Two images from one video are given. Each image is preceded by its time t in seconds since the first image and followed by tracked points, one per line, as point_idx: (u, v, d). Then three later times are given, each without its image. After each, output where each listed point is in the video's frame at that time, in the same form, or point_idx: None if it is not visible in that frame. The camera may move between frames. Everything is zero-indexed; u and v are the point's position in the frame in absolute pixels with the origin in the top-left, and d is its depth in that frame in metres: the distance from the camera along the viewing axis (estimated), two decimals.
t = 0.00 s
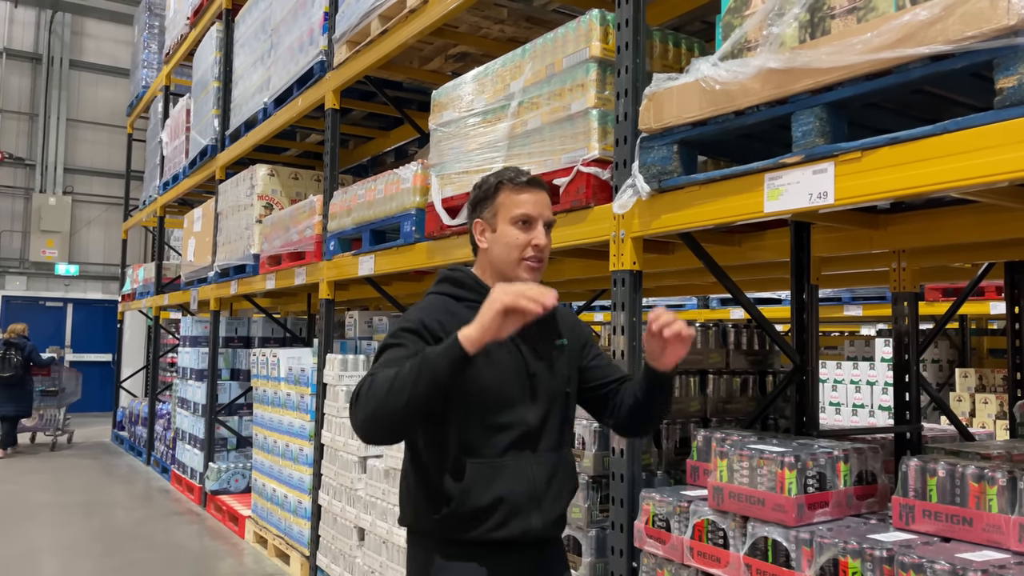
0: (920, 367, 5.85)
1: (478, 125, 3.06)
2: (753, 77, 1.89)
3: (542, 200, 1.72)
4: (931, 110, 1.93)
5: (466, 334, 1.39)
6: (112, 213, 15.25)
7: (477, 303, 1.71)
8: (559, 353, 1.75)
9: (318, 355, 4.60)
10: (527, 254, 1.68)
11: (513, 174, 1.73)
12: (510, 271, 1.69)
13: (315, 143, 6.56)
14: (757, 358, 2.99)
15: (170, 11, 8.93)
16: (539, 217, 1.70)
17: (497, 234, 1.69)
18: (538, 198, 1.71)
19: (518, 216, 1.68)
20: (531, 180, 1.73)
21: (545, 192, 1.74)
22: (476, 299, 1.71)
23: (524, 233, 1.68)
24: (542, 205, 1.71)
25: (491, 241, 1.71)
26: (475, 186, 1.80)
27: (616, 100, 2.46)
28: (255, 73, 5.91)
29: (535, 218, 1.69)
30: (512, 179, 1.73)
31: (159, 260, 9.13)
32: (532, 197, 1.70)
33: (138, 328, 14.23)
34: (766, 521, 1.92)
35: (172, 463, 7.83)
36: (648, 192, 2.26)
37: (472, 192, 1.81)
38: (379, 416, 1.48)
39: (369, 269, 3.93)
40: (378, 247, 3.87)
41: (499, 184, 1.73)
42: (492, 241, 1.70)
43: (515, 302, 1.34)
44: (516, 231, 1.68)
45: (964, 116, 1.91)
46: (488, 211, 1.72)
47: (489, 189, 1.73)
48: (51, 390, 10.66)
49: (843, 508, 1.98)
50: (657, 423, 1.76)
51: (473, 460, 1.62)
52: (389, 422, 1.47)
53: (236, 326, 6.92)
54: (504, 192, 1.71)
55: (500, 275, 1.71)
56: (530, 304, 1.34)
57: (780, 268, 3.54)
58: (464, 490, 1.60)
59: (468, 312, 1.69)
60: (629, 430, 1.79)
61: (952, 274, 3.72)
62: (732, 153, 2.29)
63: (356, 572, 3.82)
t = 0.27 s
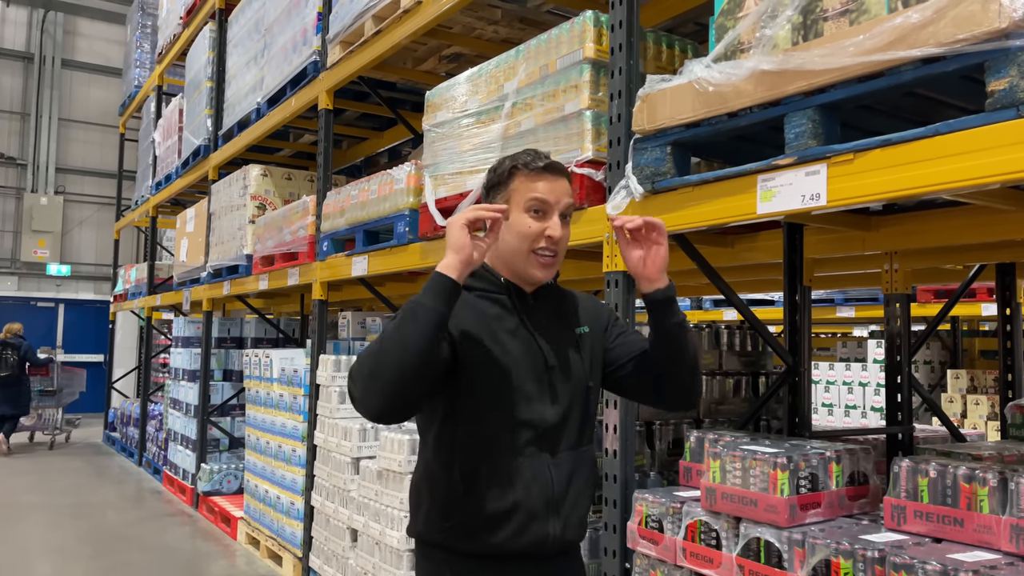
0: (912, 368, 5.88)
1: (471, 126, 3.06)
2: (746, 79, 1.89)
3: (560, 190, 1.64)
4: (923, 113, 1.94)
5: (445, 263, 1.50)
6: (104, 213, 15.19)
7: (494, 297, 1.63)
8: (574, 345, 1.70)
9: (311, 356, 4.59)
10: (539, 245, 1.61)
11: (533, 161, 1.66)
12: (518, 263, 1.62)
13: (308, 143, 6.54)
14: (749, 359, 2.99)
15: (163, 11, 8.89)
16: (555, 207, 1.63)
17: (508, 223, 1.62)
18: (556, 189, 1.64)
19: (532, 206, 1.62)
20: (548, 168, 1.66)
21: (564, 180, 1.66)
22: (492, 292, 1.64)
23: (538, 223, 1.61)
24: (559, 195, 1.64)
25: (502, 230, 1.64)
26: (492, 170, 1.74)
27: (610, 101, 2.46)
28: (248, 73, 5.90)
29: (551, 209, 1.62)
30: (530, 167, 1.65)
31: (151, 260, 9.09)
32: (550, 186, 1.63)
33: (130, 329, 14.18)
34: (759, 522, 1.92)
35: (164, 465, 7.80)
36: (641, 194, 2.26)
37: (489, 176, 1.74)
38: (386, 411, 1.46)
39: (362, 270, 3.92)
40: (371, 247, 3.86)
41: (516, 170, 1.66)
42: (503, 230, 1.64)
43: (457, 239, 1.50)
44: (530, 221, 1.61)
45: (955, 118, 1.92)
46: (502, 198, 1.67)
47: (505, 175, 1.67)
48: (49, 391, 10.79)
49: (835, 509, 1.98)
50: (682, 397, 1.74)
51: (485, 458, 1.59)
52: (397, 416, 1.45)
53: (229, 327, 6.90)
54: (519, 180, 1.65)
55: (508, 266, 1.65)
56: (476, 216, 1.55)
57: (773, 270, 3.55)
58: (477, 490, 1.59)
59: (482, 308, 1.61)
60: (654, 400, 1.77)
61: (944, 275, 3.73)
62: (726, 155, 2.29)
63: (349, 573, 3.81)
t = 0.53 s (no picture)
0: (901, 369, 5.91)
1: (463, 126, 3.06)
2: (737, 80, 1.90)
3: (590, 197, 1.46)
4: (912, 114, 1.94)
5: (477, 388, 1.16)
6: (93, 212, 15.10)
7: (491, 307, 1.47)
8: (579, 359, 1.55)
9: (301, 356, 4.57)
10: (567, 261, 1.42)
11: (559, 160, 1.45)
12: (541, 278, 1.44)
13: (299, 143, 6.52)
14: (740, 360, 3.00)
15: (153, 9, 8.85)
16: (585, 218, 1.44)
17: (532, 232, 1.43)
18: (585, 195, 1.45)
19: (561, 215, 1.42)
20: (579, 170, 1.46)
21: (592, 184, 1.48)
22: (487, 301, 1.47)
23: (566, 235, 1.42)
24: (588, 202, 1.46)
25: (521, 239, 1.45)
26: (502, 164, 1.51)
27: (601, 101, 2.46)
28: (239, 72, 5.87)
29: (580, 220, 1.44)
30: (556, 166, 1.45)
31: (141, 259, 9.04)
32: (580, 193, 1.45)
33: (119, 328, 14.09)
34: (748, 522, 1.92)
35: (153, 465, 7.76)
36: (632, 194, 2.27)
37: (498, 170, 1.52)
38: (393, 466, 1.20)
39: (352, 269, 3.91)
40: (362, 247, 3.85)
41: (539, 170, 1.45)
42: (524, 239, 1.44)
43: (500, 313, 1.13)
44: (558, 233, 1.42)
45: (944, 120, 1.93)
46: (522, 201, 1.45)
47: (524, 174, 1.45)
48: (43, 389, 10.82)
49: (825, 509, 1.99)
50: (687, 453, 1.53)
51: (484, 497, 1.39)
52: (409, 479, 1.19)
53: (218, 327, 6.88)
54: (543, 182, 1.44)
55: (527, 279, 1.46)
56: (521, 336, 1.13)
57: (763, 270, 3.56)
58: (469, 532, 1.38)
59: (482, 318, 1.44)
60: (643, 465, 1.57)
61: (934, 276, 3.74)
62: (717, 156, 2.29)
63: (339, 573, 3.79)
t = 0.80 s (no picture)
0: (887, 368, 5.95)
1: (451, 125, 3.05)
2: (725, 80, 1.90)
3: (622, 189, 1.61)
4: (898, 115, 1.95)
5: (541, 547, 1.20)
6: (79, 210, 15.00)
7: (520, 321, 1.40)
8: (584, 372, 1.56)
9: (289, 355, 4.55)
10: (611, 248, 1.55)
11: (601, 155, 1.55)
12: (590, 267, 1.53)
13: (287, 141, 6.49)
14: (727, 359, 3.01)
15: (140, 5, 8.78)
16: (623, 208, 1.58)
17: (591, 223, 1.49)
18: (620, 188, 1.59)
19: (611, 206, 1.53)
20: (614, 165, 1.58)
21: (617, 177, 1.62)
22: (516, 319, 1.39)
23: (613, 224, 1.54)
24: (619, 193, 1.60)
25: (580, 230, 1.49)
26: (543, 158, 1.50)
27: (590, 101, 2.46)
28: (227, 69, 5.84)
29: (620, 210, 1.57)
30: (600, 161, 1.54)
31: (128, 257, 8.97)
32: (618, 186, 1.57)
33: (105, 327, 13.98)
34: (735, 521, 1.93)
35: (139, 464, 7.70)
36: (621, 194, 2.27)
37: (537, 163, 1.49)
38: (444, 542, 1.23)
39: (340, 268, 3.89)
40: (350, 246, 3.83)
41: (591, 163, 1.52)
42: (581, 231, 1.49)
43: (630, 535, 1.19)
44: (608, 222, 1.53)
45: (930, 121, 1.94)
46: (579, 194, 1.49)
47: (580, 168, 1.49)
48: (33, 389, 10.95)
49: (811, 508, 2.00)
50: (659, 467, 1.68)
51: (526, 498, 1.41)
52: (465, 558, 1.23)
53: (206, 326, 6.84)
54: (595, 175, 1.51)
55: (574, 269, 1.51)
56: (628, 564, 1.21)
57: (751, 270, 3.57)
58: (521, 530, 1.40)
59: (517, 338, 1.37)
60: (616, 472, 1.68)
61: (922, 276, 3.77)
62: (705, 155, 2.30)
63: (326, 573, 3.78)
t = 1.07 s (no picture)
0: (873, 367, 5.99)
1: (439, 122, 3.04)
2: (711, 79, 1.91)
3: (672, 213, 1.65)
4: (883, 115, 1.96)
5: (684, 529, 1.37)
6: (64, 207, 14.87)
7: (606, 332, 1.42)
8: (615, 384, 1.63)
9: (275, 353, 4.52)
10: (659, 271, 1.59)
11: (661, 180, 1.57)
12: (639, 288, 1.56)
13: (274, 138, 6.46)
14: (713, 358, 3.03)
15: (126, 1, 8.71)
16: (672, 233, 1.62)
17: (652, 247, 1.53)
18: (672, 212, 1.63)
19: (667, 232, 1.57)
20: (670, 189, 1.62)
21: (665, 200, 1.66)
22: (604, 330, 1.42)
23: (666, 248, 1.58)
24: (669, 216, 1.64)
25: (640, 252, 1.52)
26: (613, 176, 1.51)
27: (577, 99, 2.46)
28: (213, 66, 5.80)
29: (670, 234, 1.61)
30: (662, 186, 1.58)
31: (113, 255, 8.90)
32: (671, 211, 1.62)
33: (90, 325, 13.87)
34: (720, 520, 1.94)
35: (124, 463, 7.64)
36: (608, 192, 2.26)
37: (607, 179, 1.50)
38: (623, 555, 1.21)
39: (327, 266, 3.88)
40: (337, 244, 3.81)
41: (656, 189, 1.54)
42: (639, 253, 1.52)
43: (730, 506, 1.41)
44: (664, 247, 1.57)
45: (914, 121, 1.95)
46: (643, 217, 1.51)
47: (646, 192, 1.52)
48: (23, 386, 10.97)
49: (796, 506, 2.00)
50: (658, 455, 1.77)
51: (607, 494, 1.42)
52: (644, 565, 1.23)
53: (192, 324, 6.79)
54: (658, 199, 1.55)
55: (626, 290, 1.54)
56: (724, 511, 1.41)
57: (737, 269, 3.58)
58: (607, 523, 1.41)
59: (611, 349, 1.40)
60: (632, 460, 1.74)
61: (906, 276, 3.80)
62: (691, 155, 2.30)
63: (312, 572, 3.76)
